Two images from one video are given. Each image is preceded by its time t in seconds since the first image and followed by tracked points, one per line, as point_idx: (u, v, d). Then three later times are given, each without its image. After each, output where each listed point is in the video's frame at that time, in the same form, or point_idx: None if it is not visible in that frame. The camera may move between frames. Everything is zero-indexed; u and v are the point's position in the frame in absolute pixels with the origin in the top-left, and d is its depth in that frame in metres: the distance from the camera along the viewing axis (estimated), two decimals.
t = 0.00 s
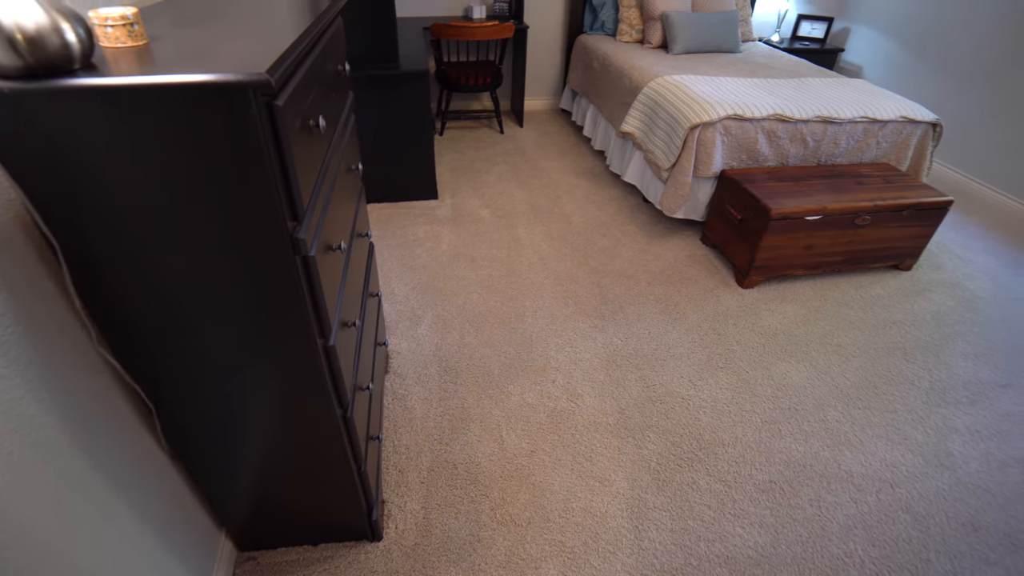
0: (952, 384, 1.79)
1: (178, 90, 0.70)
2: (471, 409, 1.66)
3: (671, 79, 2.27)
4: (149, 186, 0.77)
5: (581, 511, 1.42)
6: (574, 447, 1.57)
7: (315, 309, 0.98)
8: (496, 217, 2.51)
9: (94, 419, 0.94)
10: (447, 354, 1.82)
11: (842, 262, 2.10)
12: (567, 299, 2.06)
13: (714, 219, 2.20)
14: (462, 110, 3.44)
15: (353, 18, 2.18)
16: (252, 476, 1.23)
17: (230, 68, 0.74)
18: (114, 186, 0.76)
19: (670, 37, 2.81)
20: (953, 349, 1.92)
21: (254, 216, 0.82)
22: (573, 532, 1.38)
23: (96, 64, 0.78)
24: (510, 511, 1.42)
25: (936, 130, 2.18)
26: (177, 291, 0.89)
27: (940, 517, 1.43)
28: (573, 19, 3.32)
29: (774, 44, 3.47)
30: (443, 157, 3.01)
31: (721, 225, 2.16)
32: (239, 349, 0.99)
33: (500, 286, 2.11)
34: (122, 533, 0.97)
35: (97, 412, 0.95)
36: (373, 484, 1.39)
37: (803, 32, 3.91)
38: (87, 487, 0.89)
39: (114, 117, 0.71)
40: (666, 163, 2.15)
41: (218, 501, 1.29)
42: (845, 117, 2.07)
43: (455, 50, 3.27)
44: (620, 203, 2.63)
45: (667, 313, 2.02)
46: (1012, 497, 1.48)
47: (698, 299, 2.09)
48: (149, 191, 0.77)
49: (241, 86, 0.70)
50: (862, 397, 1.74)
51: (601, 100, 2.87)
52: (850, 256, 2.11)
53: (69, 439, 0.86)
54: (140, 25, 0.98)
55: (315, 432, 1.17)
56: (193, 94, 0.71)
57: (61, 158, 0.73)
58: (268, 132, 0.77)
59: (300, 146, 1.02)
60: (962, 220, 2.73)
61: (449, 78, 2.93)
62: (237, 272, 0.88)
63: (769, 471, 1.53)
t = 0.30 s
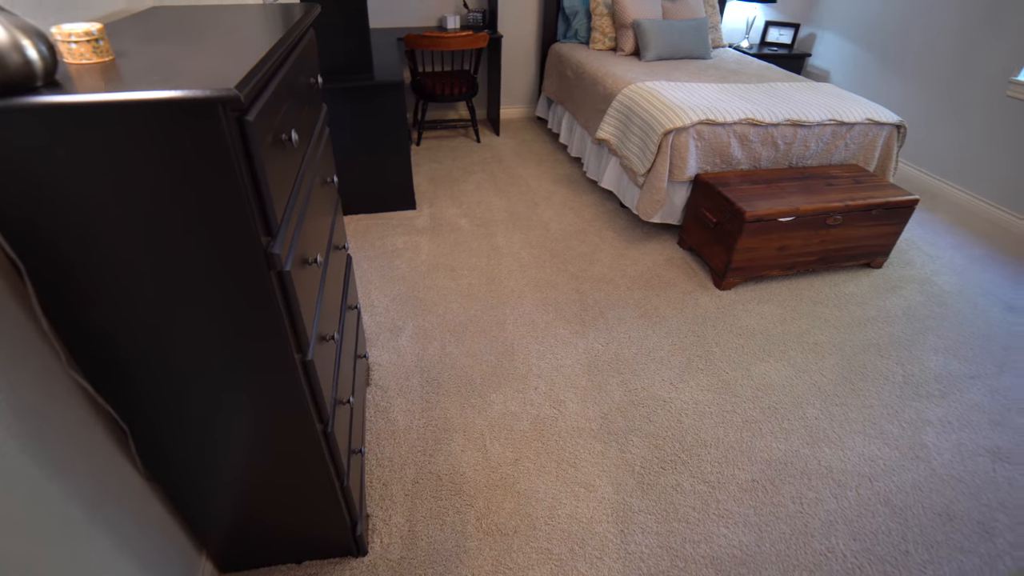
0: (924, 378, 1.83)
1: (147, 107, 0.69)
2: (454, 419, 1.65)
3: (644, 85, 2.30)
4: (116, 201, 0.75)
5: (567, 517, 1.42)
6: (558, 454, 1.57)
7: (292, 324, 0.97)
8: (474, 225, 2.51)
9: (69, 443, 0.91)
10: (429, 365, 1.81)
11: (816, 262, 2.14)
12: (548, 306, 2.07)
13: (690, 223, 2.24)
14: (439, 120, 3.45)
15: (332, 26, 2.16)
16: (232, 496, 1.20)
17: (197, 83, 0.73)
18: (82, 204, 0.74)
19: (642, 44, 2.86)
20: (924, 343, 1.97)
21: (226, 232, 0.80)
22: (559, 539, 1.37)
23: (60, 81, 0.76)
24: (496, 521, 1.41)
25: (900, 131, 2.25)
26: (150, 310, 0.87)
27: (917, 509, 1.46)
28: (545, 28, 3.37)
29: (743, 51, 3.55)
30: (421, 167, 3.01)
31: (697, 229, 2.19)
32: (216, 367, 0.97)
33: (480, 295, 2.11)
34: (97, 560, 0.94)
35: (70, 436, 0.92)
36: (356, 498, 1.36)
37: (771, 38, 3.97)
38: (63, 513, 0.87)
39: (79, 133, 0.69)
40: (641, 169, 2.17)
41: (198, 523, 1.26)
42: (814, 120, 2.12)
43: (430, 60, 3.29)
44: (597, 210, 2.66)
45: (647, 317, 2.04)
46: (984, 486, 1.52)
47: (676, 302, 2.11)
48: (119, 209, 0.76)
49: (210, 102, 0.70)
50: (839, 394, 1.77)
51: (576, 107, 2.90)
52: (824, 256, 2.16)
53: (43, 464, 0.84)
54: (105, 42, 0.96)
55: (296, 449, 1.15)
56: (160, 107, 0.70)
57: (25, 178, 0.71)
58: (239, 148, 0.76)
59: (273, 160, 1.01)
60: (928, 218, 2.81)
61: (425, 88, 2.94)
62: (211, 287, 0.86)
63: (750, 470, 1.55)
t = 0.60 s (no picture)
0: (900, 374, 1.87)
1: (118, 123, 0.68)
2: (439, 430, 1.64)
3: (620, 93, 2.34)
4: (87, 220, 0.74)
5: (554, 524, 1.41)
6: (544, 461, 1.56)
7: (272, 340, 0.95)
8: (455, 234, 2.51)
9: (43, 468, 0.89)
10: (412, 376, 1.80)
11: (793, 263, 2.18)
12: (530, 313, 2.08)
13: (669, 228, 2.26)
14: (418, 130, 3.45)
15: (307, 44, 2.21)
16: (214, 518, 1.17)
17: (167, 99, 0.73)
18: (52, 222, 0.73)
19: (619, 52, 2.92)
20: (900, 340, 2.01)
21: (201, 249, 0.79)
22: (546, 547, 1.36)
23: (25, 99, 0.75)
24: (483, 531, 1.40)
25: (870, 134, 2.31)
26: (124, 329, 0.85)
27: (897, 503, 1.49)
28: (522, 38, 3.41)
29: (716, 57, 3.63)
30: (401, 177, 3.00)
31: (676, 233, 2.22)
32: (194, 386, 0.95)
33: (462, 304, 2.11)
34: None
35: (45, 460, 0.90)
36: (342, 513, 1.34)
37: (744, 45, 4.03)
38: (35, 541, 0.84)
39: (47, 151, 0.68)
40: (620, 175, 2.19)
41: (179, 546, 1.22)
42: (787, 124, 2.17)
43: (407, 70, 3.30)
44: (577, 216, 2.68)
45: (628, 322, 2.05)
46: (960, 478, 1.55)
47: (658, 306, 2.13)
48: (91, 227, 0.74)
49: (182, 118, 0.69)
50: (819, 392, 1.80)
51: (554, 115, 2.93)
52: (800, 257, 2.19)
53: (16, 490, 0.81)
54: (72, 58, 0.93)
55: (278, 467, 1.12)
56: (130, 123, 0.69)
57: None
58: (213, 164, 0.75)
59: (248, 175, 1.00)
60: (900, 217, 2.87)
61: (404, 98, 2.94)
62: (185, 306, 0.84)
63: (734, 471, 1.56)
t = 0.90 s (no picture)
0: (879, 372, 1.91)
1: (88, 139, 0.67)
2: (424, 440, 1.63)
3: (599, 100, 2.36)
4: (58, 237, 0.72)
5: (542, 532, 1.40)
6: (530, 469, 1.56)
7: (251, 355, 0.94)
8: (437, 244, 2.51)
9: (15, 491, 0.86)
10: (396, 387, 1.79)
11: (773, 265, 2.21)
12: (514, 321, 2.08)
13: (650, 233, 2.28)
14: (398, 140, 3.45)
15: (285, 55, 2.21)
16: (195, 537, 1.15)
17: (139, 113, 0.72)
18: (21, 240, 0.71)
19: (596, 60, 2.97)
20: (877, 339, 2.05)
21: (177, 264, 0.78)
22: (534, 555, 1.35)
23: None
24: (470, 541, 1.38)
25: (842, 137, 2.37)
26: (99, 347, 0.83)
27: (878, 499, 1.51)
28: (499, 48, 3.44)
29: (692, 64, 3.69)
30: (382, 187, 2.99)
31: (657, 238, 2.24)
32: (172, 404, 0.93)
33: (445, 313, 2.10)
34: None
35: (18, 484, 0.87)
36: (327, 527, 1.32)
37: (719, 51, 4.07)
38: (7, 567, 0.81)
39: (14, 168, 0.67)
40: (599, 182, 2.21)
41: (159, 567, 1.19)
42: (762, 129, 2.21)
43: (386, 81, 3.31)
44: (559, 223, 2.70)
45: (612, 327, 2.07)
46: (939, 472, 1.58)
47: (641, 311, 2.15)
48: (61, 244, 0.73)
49: (154, 133, 0.68)
50: (801, 392, 1.82)
51: (533, 123, 2.95)
52: (779, 259, 2.23)
53: None
54: (41, 72, 0.93)
55: (261, 484, 1.10)
56: (101, 138, 0.68)
57: None
58: (187, 179, 0.74)
59: (224, 189, 0.99)
60: (874, 218, 2.93)
61: (383, 108, 2.94)
62: (162, 320, 0.83)
63: (719, 473, 1.57)
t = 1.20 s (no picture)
0: (859, 371, 1.94)
1: (59, 156, 0.65)
2: (410, 451, 1.61)
3: (579, 108, 2.39)
4: (28, 255, 0.71)
5: (530, 540, 1.40)
6: (518, 478, 1.55)
7: (232, 372, 0.92)
8: (421, 253, 2.51)
9: None
10: (381, 399, 1.78)
11: (754, 268, 2.24)
12: (498, 329, 2.09)
13: (632, 239, 2.30)
14: (380, 150, 3.44)
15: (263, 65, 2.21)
16: (176, 558, 1.12)
17: (112, 129, 0.71)
18: None
19: (576, 68, 3.01)
20: (857, 339, 2.08)
21: (153, 282, 0.76)
22: (523, 563, 1.34)
23: None
24: (458, 551, 1.37)
25: (818, 141, 2.42)
26: (73, 367, 0.81)
27: (861, 497, 1.53)
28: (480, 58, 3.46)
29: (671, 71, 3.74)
30: (365, 197, 2.98)
31: (639, 244, 2.25)
32: (151, 423, 0.91)
33: (430, 323, 2.10)
34: None
35: None
36: (313, 541, 1.30)
37: (697, 58, 4.11)
38: None
39: None
40: (581, 189, 2.22)
41: None
42: (740, 134, 2.24)
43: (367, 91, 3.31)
44: (542, 231, 2.71)
45: (596, 333, 2.08)
46: (919, 469, 1.61)
47: (625, 317, 2.16)
48: (32, 263, 0.71)
49: (127, 149, 0.66)
50: (784, 394, 1.85)
51: (514, 132, 2.97)
52: (759, 262, 2.26)
53: None
54: (10, 88, 0.91)
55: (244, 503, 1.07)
56: (72, 154, 0.66)
57: None
58: (163, 195, 0.72)
59: (201, 203, 0.97)
60: (852, 220, 2.99)
61: (365, 119, 2.94)
62: (138, 338, 0.81)
63: (705, 476, 1.58)
